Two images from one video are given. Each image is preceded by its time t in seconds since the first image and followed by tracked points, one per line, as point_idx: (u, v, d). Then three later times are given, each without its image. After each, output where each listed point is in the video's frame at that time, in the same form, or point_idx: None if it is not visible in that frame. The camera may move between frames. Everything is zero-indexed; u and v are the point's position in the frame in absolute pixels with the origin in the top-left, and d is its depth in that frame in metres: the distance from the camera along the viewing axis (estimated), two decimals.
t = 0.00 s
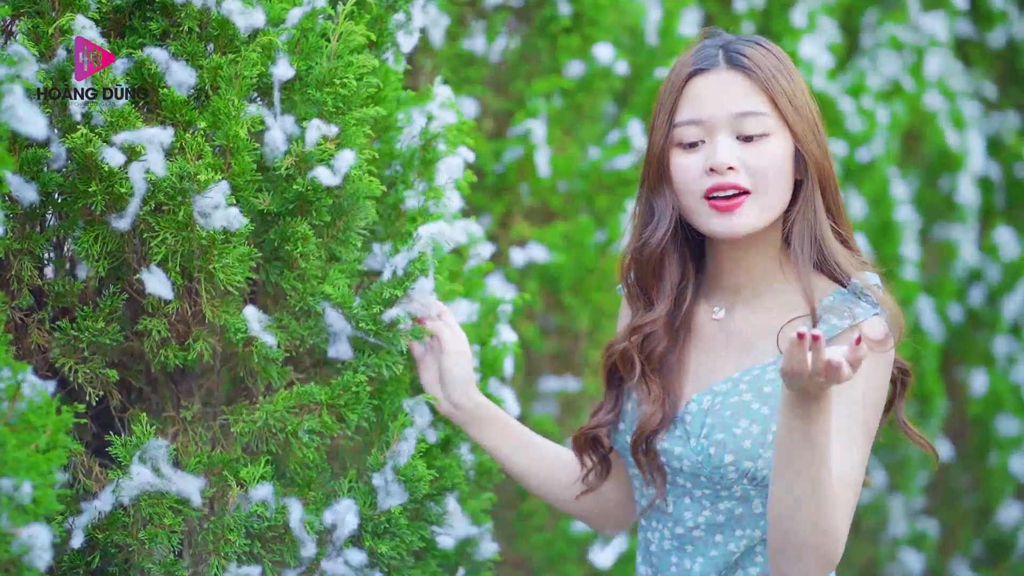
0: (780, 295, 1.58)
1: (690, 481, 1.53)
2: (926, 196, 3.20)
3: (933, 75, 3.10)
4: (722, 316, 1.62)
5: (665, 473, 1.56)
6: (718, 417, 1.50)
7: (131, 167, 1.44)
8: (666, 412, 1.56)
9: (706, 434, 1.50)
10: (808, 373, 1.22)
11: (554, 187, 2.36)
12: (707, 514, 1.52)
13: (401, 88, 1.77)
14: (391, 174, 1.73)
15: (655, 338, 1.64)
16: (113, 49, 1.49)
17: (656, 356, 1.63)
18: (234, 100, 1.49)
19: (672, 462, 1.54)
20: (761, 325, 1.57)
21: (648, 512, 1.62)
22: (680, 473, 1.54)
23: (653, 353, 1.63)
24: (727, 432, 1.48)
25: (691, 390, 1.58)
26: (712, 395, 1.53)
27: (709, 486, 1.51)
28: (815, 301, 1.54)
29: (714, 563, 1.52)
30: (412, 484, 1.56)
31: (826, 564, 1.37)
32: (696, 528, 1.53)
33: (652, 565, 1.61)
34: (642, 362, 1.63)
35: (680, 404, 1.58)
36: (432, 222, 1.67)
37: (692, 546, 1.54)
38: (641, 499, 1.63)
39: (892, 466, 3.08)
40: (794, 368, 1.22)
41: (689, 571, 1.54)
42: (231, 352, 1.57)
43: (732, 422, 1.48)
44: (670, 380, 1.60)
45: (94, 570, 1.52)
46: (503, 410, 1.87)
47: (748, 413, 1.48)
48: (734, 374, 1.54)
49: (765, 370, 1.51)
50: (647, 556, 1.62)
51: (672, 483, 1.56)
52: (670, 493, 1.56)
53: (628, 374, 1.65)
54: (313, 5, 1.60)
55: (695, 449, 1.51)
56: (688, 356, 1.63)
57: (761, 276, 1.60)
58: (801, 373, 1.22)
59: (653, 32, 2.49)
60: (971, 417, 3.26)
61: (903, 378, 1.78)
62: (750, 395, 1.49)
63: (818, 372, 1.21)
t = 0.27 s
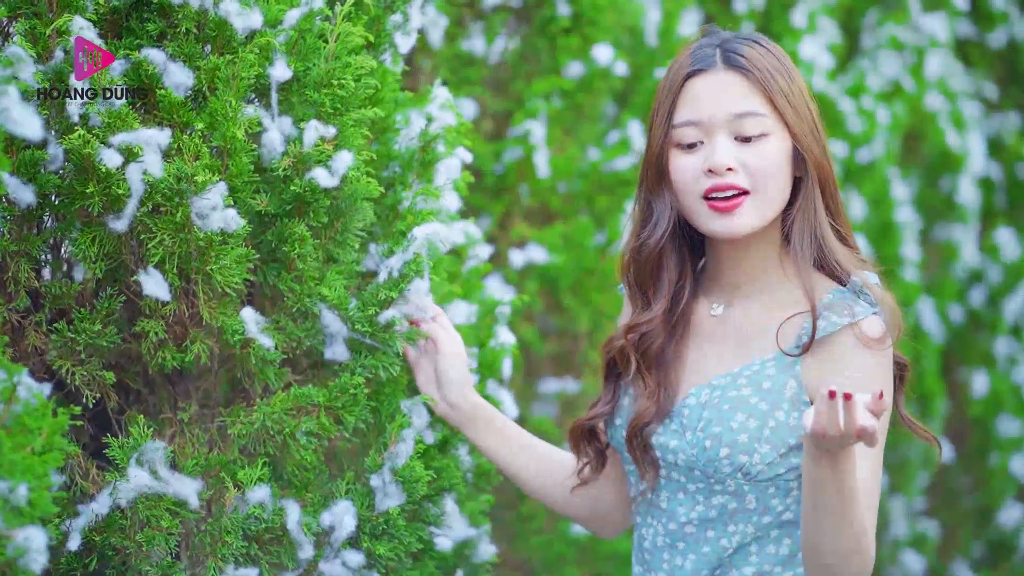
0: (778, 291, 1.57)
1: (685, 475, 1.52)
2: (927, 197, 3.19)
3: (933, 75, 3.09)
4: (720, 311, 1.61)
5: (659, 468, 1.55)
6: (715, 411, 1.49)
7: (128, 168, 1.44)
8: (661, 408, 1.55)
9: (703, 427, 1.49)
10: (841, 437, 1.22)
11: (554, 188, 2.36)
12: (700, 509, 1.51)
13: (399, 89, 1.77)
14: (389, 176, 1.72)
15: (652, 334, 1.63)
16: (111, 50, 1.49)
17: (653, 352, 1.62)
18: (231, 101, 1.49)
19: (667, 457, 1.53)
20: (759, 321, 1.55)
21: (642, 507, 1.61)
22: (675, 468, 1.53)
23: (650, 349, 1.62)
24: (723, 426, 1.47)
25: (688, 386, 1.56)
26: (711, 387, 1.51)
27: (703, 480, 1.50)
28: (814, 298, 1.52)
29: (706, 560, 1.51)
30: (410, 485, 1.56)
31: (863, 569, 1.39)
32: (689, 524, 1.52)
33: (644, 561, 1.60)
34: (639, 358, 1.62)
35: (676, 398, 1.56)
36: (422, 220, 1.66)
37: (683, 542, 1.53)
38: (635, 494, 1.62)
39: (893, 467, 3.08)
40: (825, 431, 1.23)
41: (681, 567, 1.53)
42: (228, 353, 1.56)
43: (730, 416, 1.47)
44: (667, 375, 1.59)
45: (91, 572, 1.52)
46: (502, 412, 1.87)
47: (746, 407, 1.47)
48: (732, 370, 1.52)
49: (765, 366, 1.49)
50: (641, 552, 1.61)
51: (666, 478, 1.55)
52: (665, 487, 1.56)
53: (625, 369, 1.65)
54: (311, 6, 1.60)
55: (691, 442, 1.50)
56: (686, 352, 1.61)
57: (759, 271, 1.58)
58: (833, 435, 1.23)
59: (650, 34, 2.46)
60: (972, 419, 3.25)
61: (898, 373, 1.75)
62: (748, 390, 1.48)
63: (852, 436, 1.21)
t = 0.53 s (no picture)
0: (774, 287, 1.56)
1: (678, 470, 1.52)
2: (927, 197, 3.18)
3: (934, 75, 3.08)
4: (716, 308, 1.61)
5: (653, 462, 1.54)
6: (712, 406, 1.48)
7: (123, 167, 1.43)
8: (656, 401, 1.54)
9: (698, 422, 1.48)
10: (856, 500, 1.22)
11: (552, 189, 2.35)
12: (692, 505, 1.51)
13: (395, 88, 1.77)
14: (386, 175, 1.72)
15: (647, 330, 1.62)
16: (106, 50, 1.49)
17: (647, 348, 1.61)
18: (227, 100, 1.49)
19: (661, 451, 1.52)
20: (755, 317, 1.54)
21: (635, 503, 1.60)
22: (669, 462, 1.52)
23: (644, 344, 1.61)
24: (719, 420, 1.46)
25: (682, 381, 1.56)
26: (708, 382, 1.51)
27: (696, 474, 1.50)
28: (811, 294, 1.51)
29: (698, 555, 1.50)
30: (406, 485, 1.56)
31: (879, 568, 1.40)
32: (682, 519, 1.52)
33: (636, 557, 1.59)
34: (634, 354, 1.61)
35: (671, 393, 1.55)
36: (422, 221, 1.66)
37: (675, 538, 1.53)
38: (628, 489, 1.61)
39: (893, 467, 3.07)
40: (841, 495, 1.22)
41: (673, 563, 1.53)
42: (224, 353, 1.56)
43: (725, 411, 1.46)
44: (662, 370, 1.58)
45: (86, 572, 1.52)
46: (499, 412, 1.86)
47: (742, 403, 1.46)
48: (729, 365, 1.51)
49: (762, 361, 1.48)
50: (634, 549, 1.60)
51: (660, 473, 1.55)
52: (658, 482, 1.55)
53: (619, 366, 1.65)
54: (307, 5, 1.60)
55: (685, 436, 1.49)
56: (680, 348, 1.61)
57: (755, 268, 1.58)
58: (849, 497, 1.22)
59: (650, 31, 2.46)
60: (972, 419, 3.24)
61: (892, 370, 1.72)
62: (745, 385, 1.47)
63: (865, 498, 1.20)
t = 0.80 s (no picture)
0: (769, 285, 1.56)
1: (672, 466, 1.51)
2: (926, 197, 3.16)
3: (933, 74, 3.06)
4: (711, 305, 1.60)
5: (646, 457, 1.53)
6: (706, 401, 1.47)
7: (115, 167, 1.43)
8: (648, 397, 1.53)
9: (693, 417, 1.48)
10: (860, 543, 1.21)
11: (548, 188, 2.34)
12: (686, 501, 1.50)
13: (390, 87, 1.77)
14: (380, 174, 1.72)
15: (640, 328, 1.62)
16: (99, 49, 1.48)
17: (640, 345, 1.61)
18: (220, 99, 1.48)
19: (654, 447, 1.51)
20: (749, 314, 1.54)
21: (629, 500, 1.59)
22: (662, 458, 1.51)
23: (638, 342, 1.61)
24: (713, 416, 1.46)
25: (676, 379, 1.55)
26: (703, 378, 1.50)
27: (690, 470, 1.49)
28: (807, 292, 1.50)
29: (691, 552, 1.50)
30: (400, 486, 1.55)
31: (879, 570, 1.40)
32: (675, 515, 1.51)
33: (630, 555, 1.58)
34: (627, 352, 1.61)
35: (663, 389, 1.54)
36: (418, 221, 1.64)
37: (668, 535, 1.52)
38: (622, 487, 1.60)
39: (891, 467, 3.06)
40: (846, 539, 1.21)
41: (666, 561, 1.52)
42: (218, 353, 1.56)
43: (720, 406, 1.46)
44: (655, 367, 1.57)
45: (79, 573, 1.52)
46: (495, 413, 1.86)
47: (737, 399, 1.45)
48: (724, 361, 1.50)
49: (758, 358, 1.48)
50: (626, 546, 1.59)
51: (653, 470, 1.54)
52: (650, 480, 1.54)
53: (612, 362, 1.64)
54: (301, 4, 1.59)
55: (680, 432, 1.49)
56: (674, 345, 1.60)
57: (750, 265, 1.58)
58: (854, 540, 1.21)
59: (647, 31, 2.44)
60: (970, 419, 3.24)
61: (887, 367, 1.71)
62: (741, 381, 1.46)
63: (870, 539, 1.20)
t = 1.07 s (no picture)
0: (764, 282, 1.55)
1: (665, 462, 1.50)
2: (924, 195, 3.16)
3: (931, 72, 3.05)
4: (705, 302, 1.60)
5: (638, 453, 1.53)
6: (700, 397, 1.47)
7: (107, 165, 1.42)
8: (642, 394, 1.53)
9: (686, 412, 1.47)
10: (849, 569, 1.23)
11: (544, 186, 2.34)
12: (679, 497, 1.49)
13: (384, 86, 1.76)
14: (375, 173, 1.71)
15: (634, 326, 1.61)
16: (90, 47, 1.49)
17: (635, 344, 1.60)
18: (212, 98, 1.48)
19: (648, 443, 1.51)
20: (743, 311, 1.53)
21: (622, 497, 1.58)
22: (655, 455, 1.51)
23: (632, 340, 1.60)
24: (707, 412, 1.45)
25: (670, 377, 1.54)
26: (697, 373, 1.49)
27: (682, 466, 1.49)
28: (801, 289, 1.49)
29: (684, 549, 1.49)
30: (393, 486, 1.54)
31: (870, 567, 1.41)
32: (668, 512, 1.51)
33: (622, 553, 1.58)
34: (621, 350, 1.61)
35: (657, 385, 1.54)
36: (409, 220, 1.64)
37: (661, 532, 1.51)
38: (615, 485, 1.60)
39: (888, 466, 3.06)
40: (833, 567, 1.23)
41: (659, 558, 1.51)
42: (211, 352, 1.55)
43: (713, 402, 1.45)
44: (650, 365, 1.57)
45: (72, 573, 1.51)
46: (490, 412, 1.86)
47: (731, 395, 1.45)
48: (719, 357, 1.50)
49: (752, 355, 1.47)
50: (620, 544, 1.58)
51: (646, 466, 1.53)
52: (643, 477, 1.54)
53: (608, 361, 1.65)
54: (294, 2, 1.58)
55: (673, 428, 1.48)
56: (669, 343, 1.60)
57: (745, 262, 1.57)
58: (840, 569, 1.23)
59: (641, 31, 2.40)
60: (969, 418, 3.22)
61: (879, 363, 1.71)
62: (735, 377, 1.46)
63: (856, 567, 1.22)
